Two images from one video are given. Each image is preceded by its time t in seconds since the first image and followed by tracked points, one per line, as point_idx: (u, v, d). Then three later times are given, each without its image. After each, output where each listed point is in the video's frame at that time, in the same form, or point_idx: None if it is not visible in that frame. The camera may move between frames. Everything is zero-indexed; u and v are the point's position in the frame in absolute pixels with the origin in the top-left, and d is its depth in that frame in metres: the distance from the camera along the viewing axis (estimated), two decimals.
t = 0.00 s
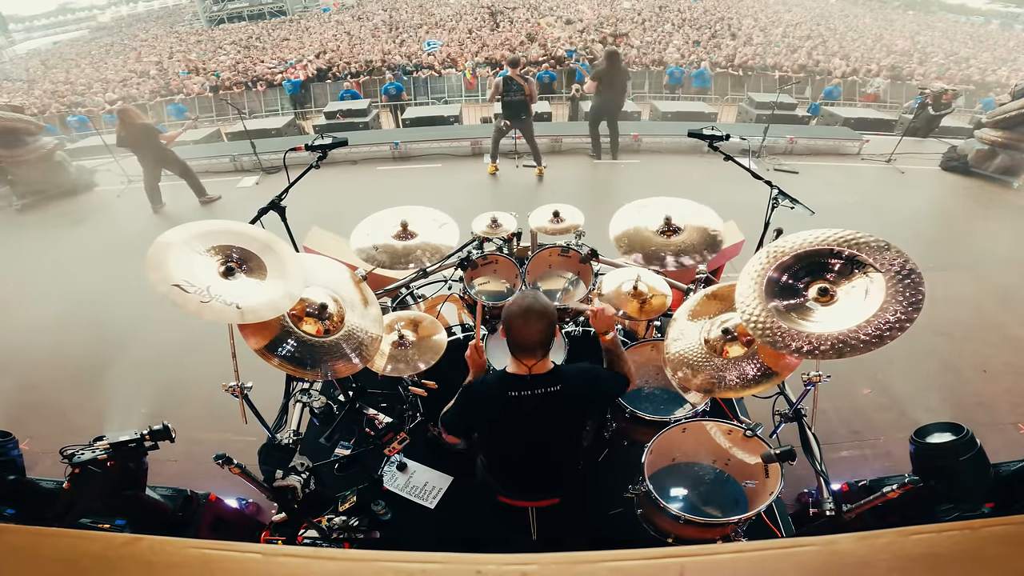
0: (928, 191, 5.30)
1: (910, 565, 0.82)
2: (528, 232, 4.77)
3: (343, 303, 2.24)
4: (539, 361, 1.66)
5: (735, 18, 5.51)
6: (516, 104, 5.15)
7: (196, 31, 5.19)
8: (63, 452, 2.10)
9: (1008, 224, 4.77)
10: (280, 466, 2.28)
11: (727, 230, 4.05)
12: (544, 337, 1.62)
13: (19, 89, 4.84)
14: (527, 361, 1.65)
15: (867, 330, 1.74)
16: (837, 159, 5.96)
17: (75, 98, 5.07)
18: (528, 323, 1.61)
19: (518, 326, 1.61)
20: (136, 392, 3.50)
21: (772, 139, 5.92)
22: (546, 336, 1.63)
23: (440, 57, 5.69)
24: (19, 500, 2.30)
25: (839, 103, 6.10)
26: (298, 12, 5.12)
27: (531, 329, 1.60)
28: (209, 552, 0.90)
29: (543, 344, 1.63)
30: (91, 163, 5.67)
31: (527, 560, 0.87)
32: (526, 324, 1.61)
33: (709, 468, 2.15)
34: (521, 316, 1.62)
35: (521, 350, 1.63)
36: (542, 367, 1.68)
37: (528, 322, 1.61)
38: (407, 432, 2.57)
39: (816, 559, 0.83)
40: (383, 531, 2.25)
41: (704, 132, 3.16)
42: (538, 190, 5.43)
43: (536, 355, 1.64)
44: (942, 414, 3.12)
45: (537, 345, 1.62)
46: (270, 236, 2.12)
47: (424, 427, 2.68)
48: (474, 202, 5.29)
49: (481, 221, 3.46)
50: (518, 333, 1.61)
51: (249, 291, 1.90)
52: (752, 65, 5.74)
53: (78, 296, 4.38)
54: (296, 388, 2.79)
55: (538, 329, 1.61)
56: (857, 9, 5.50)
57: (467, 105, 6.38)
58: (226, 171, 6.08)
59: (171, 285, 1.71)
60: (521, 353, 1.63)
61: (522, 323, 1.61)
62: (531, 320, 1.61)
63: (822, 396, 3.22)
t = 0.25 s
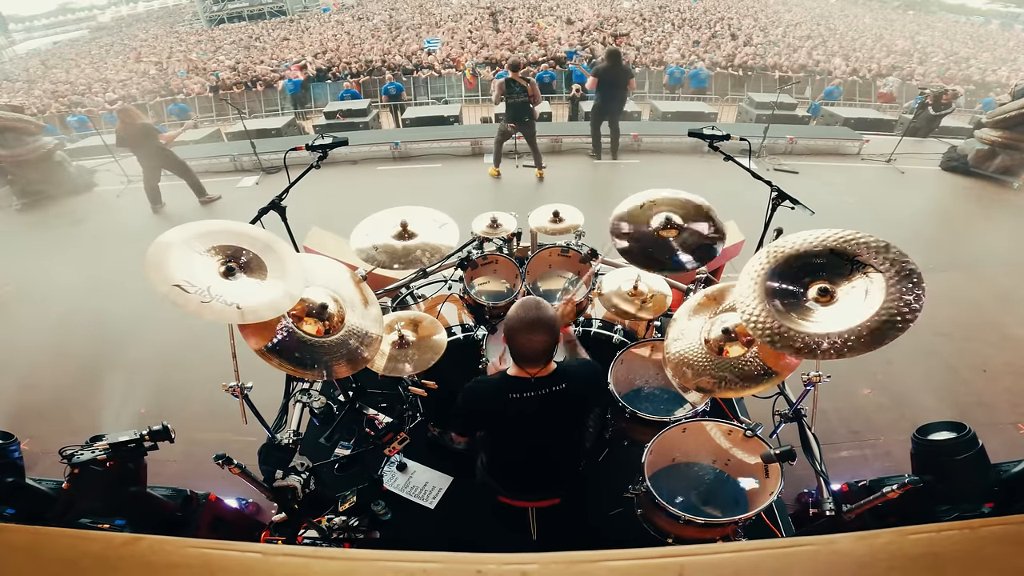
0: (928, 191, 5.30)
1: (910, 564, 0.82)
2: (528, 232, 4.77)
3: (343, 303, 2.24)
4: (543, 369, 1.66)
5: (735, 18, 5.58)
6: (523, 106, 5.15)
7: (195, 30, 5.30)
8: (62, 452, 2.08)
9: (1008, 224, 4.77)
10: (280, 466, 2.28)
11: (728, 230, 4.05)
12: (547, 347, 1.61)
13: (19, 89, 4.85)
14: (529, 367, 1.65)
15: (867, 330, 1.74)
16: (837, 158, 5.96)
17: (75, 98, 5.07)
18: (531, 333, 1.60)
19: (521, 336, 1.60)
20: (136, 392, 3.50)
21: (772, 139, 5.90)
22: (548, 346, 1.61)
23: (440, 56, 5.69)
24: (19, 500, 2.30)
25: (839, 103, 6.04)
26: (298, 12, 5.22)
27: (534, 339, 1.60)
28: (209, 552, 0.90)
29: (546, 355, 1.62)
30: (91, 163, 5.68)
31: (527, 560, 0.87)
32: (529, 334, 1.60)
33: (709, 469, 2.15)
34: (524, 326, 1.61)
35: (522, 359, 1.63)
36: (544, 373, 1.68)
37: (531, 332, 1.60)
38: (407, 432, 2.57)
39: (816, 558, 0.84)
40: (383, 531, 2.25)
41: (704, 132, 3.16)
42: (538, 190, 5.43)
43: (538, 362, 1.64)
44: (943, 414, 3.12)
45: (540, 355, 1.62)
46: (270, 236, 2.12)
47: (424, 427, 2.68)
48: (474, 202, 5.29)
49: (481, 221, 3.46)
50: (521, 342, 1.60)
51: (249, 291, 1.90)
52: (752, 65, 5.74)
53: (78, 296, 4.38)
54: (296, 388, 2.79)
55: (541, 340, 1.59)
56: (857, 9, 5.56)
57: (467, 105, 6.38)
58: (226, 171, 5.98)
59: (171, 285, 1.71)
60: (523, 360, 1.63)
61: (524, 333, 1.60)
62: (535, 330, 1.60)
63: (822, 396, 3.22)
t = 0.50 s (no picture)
0: (928, 191, 5.30)
1: (911, 566, 0.84)
2: (528, 232, 4.78)
3: (343, 303, 2.24)
4: (537, 370, 1.68)
5: (735, 18, 5.53)
6: (511, 104, 5.16)
7: (195, 30, 5.31)
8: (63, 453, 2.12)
9: (1008, 224, 4.77)
10: (280, 467, 2.28)
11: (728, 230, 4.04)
12: (541, 351, 1.62)
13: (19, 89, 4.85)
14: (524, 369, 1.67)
15: (867, 330, 1.74)
16: (837, 158, 5.97)
17: (75, 98, 5.06)
18: (523, 338, 1.60)
19: (514, 340, 1.61)
20: (137, 392, 3.50)
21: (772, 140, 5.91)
22: (540, 348, 1.62)
23: (440, 56, 5.68)
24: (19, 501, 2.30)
25: (839, 103, 6.05)
26: (298, 12, 5.22)
27: (527, 343, 1.60)
28: (209, 553, 0.92)
29: (540, 358, 1.64)
30: (91, 163, 5.67)
31: (528, 561, 0.89)
32: (521, 337, 1.61)
33: (709, 469, 2.16)
34: (516, 331, 1.61)
35: (515, 361, 1.64)
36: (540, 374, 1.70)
37: (523, 336, 1.60)
38: (407, 432, 2.57)
39: (816, 560, 0.85)
40: (383, 531, 2.25)
41: (704, 132, 3.16)
42: (538, 190, 5.43)
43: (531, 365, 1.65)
44: (943, 414, 3.12)
45: (533, 359, 1.63)
46: (270, 236, 2.12)
47: (424, 427, 2.68)
48: (474, 202, 5.29)
49: (481, 221, 3.46)
50: (514, 347, 1.61)
51: (249, 291, 1.90)
52: (752, 65, 5.73)
53: (78, 296, 4.38)
54: (296, 388, 2.79)
55: (533, 345, 1.60)
56: (856, 9, 5.48)
57: (467, 105, 6.38)
58: (227, 171, 6.00)
59: (171, 286, 1.71)
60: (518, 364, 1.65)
61: (517, 337, 1.60)
62: (527, 333, 1.61)
63: (822, 396, 3.22)
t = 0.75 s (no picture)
0: (928, 191, 5.30)
1: (909, 564, 0.89)
2: (528, 231, 4.78)
3: (343, 302, 2.24)
4: (537, 361, 1.67)
5: (735, 18, 5.38)
6: (514, 104, 5.16)
7: (195, 30, 5.14)
8: (62, 451, 2.07)
9: (1008, 224, 4.76)
10: (280, 466, 2.28)
11: (727, 230, 4.05)
12: (543, 340, 1.62)
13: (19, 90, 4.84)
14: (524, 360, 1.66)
15: (868, 330, 1.74)
16: (837, 159, 5.97)
17: (75, 98, 5.08)
18: (527, 326, 1.60)
19: (517, 328, 1.60)
20: (137, 392, 3.50)
21: (772, 140, 6.03)
22: (543, 337, 1.62)
23: (440, 56, 5.68)
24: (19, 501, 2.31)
25: (839, 104, 6.08)
26: (298, 12, 5.08)
27: (530, 331, 1.60)
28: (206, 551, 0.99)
29: (542, 348, 1.63)
30: (91, 163, 5.67)
31: (527, 561, 0.93)
32: (525, 325, 1.60)
33: (709, 468, 2.16)
34: (520, 319, 1.61)
35: (517, 350, 1.63)
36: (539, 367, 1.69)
37: (527, 325, 1.60)
38: (407, 432, 2.57)
39: (815, 559, 0.90)
40: (383, 531, 2.25)
41: (704, 132, 3.16)
42: (538, 190, 5.43)
43: (533, 355, 1.64)
44: (943, 414, 3.12)
45: (534, 348, 1.62)
46: (270, 236, 2.12)
47: (424, 427, 2.68)
48: (474, 202, 5.30)
49: (481, 221, 3.46)
50: (517, 335, 1.60)
51: (249, 291, 1.90)
52: (753, 65, 5.69)
53: (78, 296, 4.37)
54: (296, 388, 2.79)
55: (536, 333, 1.60)
56: (857, 9, 5.24)
57: (467, 105, 6.37)
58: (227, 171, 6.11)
59: (171, 285, 1.71)
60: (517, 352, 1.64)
61: (520, 325, 1.60)
62: (531, 322, 1.61)
63: (822, 396, 3.22)
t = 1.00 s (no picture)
0: (928, 191, 5.31)
1: (909, 564, 0.89)
2: (528, 232, 4.78)
3: (343, 303, 2.24)
4: (537, 364, 1.68)
5: (735, 18, 5.51)
6: (521, 104, 5.13)
7: (195, 31, 5.31)
8: (62, 452, 2.09)
9: (1008, 224, 4.76)
10: (280, 467, 2.28)
11: (727, 230, 4.04)
12: (543, 343, 1.62)
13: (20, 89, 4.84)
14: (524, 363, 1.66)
15: (867, 330, 1.75)
16: (838, 159, 5.97)
17: (76, 98, 5.09)
18: (526, 329, 1.60)
19: (516, 331, 1.60)
20: (136, 392, 3.50)
21: (772, 140, 5.89)
22: (542, 340, 1.62)
23: (440, 56, 5.67)
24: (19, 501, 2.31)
25: (839, 103, 6.08)
26: (298, 12, 5.23)
27: (529, 334, 1.60)
28: (209, 553, 0.98)
29: (542, 351, 1.64)
30: (91, 163, 5.66)
31: (528, 561, 0.94)
32: (524, 328, 1.60)
33: (709, 469, 2.16)
34: (519, 322, 1.61)
35: (517, 353, 1.63)
36: (539, 368, 1.70)
37: (526, 328, 1.60)
38: (407, 433, 2.57)
39: (815, 559, 0.90)
40: (383, 531, 2.25)
41: (704, 132, 3.16)
42: (538, 190, 5.43)
43: (533, 357, 1.64)
44: (943, 414, 3.12)
45: (534, 351, 1.63)
46: (269, 236, 2.12)
47: (424, 427, 2.68)
48: (474, 202, 5.29)
49: (481, 221, 3.46)
50: (517, 338, 1.60)
51: (249, 291, 1.90)
52: (753, 65, 5.74)
53: (78, 296, 4.37)
54: (296, 388, 2.79)
55: (536, 336, 1.60)
56: (856, 9, 5.46)
57: (467, 105, 6.37)
58: (226, 171, 5.97)
59: (170, 286, 1.71)
60: (518, 355, 1.64)
61: (520, 328, 1.60)
62: (530, 325, 1.61)
63: (822, 396, 3.22)
